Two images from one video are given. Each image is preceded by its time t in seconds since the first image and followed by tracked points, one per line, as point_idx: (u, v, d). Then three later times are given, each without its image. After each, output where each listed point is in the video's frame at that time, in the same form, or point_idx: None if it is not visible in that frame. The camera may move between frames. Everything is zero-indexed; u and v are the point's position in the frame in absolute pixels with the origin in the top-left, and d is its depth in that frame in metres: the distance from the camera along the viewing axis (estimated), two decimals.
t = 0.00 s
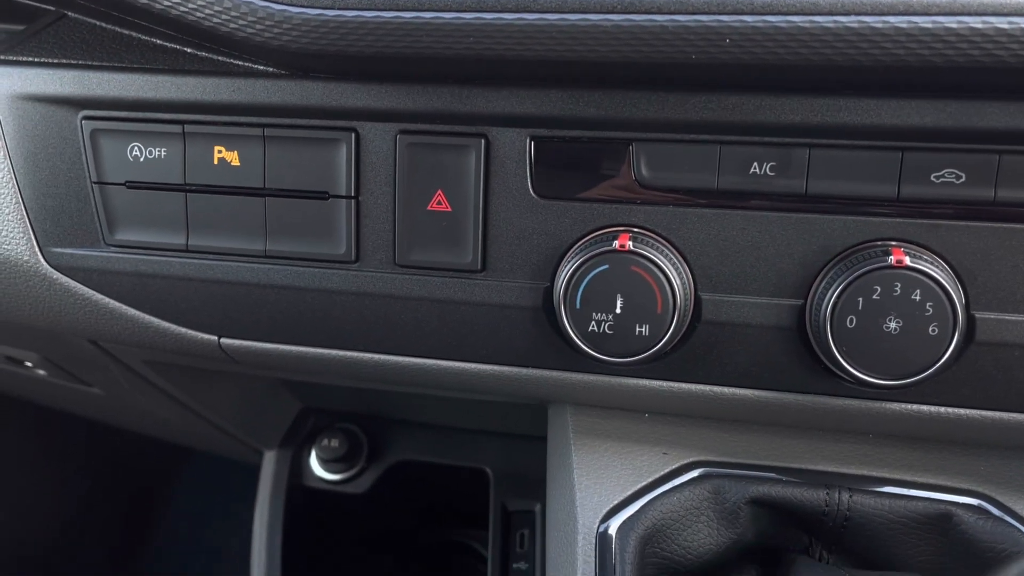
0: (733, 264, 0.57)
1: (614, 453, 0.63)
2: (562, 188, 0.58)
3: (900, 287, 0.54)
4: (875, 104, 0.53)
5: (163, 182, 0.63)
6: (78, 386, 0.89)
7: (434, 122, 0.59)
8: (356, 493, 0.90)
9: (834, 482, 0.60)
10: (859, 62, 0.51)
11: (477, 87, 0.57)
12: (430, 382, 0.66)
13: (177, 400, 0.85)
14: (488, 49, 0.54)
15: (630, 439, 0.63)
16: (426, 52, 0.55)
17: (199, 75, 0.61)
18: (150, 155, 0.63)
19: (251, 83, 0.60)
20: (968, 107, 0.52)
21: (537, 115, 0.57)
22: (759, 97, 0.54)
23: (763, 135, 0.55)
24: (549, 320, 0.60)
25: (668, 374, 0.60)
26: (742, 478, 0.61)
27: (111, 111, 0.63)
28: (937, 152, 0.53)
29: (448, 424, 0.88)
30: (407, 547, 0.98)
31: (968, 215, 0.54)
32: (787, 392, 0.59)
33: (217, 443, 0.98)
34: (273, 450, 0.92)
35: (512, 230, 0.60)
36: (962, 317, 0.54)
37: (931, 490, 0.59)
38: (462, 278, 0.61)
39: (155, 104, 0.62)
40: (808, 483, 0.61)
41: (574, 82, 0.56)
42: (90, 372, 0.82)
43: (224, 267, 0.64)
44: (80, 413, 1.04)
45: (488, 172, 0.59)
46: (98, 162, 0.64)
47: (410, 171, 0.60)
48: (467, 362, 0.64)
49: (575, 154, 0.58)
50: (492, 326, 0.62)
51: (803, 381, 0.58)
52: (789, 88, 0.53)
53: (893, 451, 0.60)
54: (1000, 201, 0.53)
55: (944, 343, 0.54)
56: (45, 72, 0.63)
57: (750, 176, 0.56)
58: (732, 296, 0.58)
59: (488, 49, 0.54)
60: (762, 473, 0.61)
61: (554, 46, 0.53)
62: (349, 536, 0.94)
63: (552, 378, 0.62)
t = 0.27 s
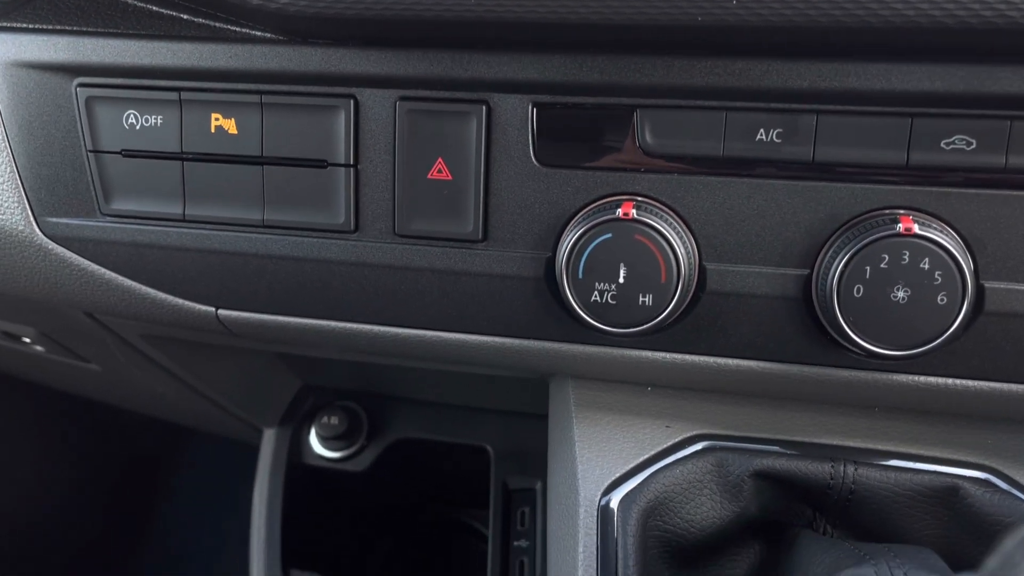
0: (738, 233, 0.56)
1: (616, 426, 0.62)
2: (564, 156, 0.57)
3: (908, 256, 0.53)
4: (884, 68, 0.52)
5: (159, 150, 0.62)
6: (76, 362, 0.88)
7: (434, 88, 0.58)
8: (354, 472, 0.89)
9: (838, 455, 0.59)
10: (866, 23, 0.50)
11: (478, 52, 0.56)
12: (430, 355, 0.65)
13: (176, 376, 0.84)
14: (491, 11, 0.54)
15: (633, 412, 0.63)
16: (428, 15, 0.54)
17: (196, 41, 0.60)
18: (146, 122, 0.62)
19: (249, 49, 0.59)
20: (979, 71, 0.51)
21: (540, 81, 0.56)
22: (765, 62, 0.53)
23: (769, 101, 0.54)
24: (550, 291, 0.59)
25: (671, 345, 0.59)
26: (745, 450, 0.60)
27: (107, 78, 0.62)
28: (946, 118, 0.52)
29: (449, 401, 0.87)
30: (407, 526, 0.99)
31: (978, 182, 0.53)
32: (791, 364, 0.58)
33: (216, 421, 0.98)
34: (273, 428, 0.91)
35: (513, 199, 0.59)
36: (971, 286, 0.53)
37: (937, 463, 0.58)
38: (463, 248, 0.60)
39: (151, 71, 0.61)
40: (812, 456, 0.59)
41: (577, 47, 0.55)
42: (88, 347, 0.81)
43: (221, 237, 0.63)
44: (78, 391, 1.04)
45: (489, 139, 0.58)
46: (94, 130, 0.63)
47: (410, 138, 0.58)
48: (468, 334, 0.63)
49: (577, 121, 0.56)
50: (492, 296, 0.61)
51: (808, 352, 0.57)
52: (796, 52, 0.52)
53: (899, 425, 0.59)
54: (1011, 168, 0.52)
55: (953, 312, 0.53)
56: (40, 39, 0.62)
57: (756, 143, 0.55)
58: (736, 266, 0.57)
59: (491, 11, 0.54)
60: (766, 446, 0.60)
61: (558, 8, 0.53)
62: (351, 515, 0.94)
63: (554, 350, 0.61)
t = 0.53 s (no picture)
0: (747, 197, 0.55)
1: (621, 395, 0.61)
2: (569, 117, 0.56)
3: (922, 218, 0.51)
4: (899, 24, 0.50)
5: (154, 112, 0.61)
6: (73, 336, 0.87)
7: (436, 47, 0.56)
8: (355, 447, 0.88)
9: (848, 424, 0.58)
10: None
11: (481, 10, 0.54)
12: (431, 323, 0.64)
13: (173, 349, 0.83)
14: None
15: (637, 380, 0.61)
16: None
17: None
18: (141, 83, 0.60)
19: (244, 8, 0.58)
20: (998, 27, 0.49)
21: (544, 39, 0.54)
22: (777, 18, 0.51)
23: (780, 59, 0.52)
24: (554, 256, 0.58)
25: (678, 312, 0.58)
26: (753, 419, 0.59)
27: (100, 38, 0.60)
28: (962, 76, 0.51)
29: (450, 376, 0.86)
30: (405, 506, 0.98)
31: (995, 143, 0.51)
32: (800, 330, 0.57)
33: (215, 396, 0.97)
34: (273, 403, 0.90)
35: (516, 162, 0.57)
36: (986, 249, 0.52)
37: (948, 432, 0.57)
38: (465, 213, 0.58)
39: (145, 30, 0.60)
40: (821, 425, 0.58)
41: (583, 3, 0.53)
42: (84, 319, 0.80)
43: (218, 201, 0.62)
44: (75, 367, 1.03)
45: (492, 100, 0.56)
46: (87, 92, 0.61)
47: (411, 99, 0.57)
48: (469, 301, 0.61)
49: (583, 81, 0.55)
50: (495, 262, 0.59)
51: (818, 318, 0.56)
52: (810, 8, 0.50)
53: (910, 392, 0.58)
54: None
55: (967, 276, 0.52)
56: None
57: (766, 103, 0.53)
58: (745, 230, 0.55)
59: None
60: (774, 415, 0.59)
61: None
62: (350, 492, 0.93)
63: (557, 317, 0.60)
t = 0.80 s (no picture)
0: (755, 168, 0.53)
1: (623, 372, 0.60)
2: (571, 85, 0.54)
3: (936, 189, 0.50)
4: None
5: (144, 81, 0.59)
6: (65, 315, 0.86)
7: (434, 12, 0.54)
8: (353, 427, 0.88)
9: (855, 402, 0.57)
10: None
11: None
12: (428, 298, 0.62)
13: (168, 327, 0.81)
14: None
15: (640, 358, 0.60)
16: None
17: None
18: (130, 51, 0.59)
19: None
20: None
21: (546, 4, 0.53)
22: None
23: (789, 24, 0.51)
24: (555, 230, 0.56)
25: (682, 287, 0.56)
26: (758, 397, 0.58)
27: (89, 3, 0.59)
28: (979, 42, 0.49)
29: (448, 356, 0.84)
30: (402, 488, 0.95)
31: (1011, 112, 0.50)
32: (808, 305, 0.55)
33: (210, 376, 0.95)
34: (268, 384, 0.88)
35: (517, 132, 0.55)
36: (1002, 222, 0.50)
37: (958, 411, 0.56)
38: (463, 184, 0.57)
39: None
40: (828, 403, 0.57)
41: None
42: (76, 296, 0.79)
43: (210, 173, 0.60)
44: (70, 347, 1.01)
45: (492, 67, 0.54)
46: (75, 59, 0.60)
47: (408, 66, 0.55)
48: (468, 276, 0.60)
49: (586, 48, 0.53)
50: (494, 235, 0.57)
51: (826, 293, 0.54)
52: None
53: (920, 370, 0.57)
54: None
55: (982, 250, 0.50)
56: None
57: (775, 70, 0.51)
58: (753, 202, 0.53)
59: None
60: (780, 393, 0.58)
61: None
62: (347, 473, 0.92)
63: (558, 292, 0.58)
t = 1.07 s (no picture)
0: (760, 136, 0.51)
1: (623, 349, 0.58)
2: (569, 51, 0.52)
3: (948, 156, 0.48)
4: None
5: (129, 47, 0.57)
6: (54, 293, 0.84)
7: None
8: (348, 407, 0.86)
9: (862, 379, 0.55)
10: None
11: None
12: (422, 273, 0.61)
13: (158, 305, 0.80)
14: None
15: (640, 334, 0.58)
16: None
17: None
18: (115, 16, 0.57)
19: None
20: None
21: None
22: None
23: None
24: (553, 201, 0.54)
25: (684, 260, 0.54)
26: (761, 373, 0.56)
27: None
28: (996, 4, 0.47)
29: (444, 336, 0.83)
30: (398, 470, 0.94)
31: None
32: (814, 279, 0.53)
33: (203, 356, 0.94)
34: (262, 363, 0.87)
35: (513, 99, 0.53)
36: (1016, 190, 0.48)
37: (967, 389, 0.54)
38: (459, 154, 0.55)
39: None
40: (834, 379, 0.56)
41: None
42: (64, 274, 0.77)
43: (198, 143, 0.58)
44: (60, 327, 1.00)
45: (488, 32, 0.53)
46: (59, 25, 0.58)
47: (401, 31, 0.53)
48: (463, 250, 0.58)
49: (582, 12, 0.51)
50: (490, 207, 0.56)
51: (833, 266, 0.53)
52: None
53: (928, 347, 0.55)
54: None
55: (994, 220, 0.48)
56: None
57: (781, 35, 0.49)
58: (758, 172, 0.52)
59: None
60: (783, 370, 0.56)
61: None
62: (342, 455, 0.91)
63: (556, 266, 0.57)
